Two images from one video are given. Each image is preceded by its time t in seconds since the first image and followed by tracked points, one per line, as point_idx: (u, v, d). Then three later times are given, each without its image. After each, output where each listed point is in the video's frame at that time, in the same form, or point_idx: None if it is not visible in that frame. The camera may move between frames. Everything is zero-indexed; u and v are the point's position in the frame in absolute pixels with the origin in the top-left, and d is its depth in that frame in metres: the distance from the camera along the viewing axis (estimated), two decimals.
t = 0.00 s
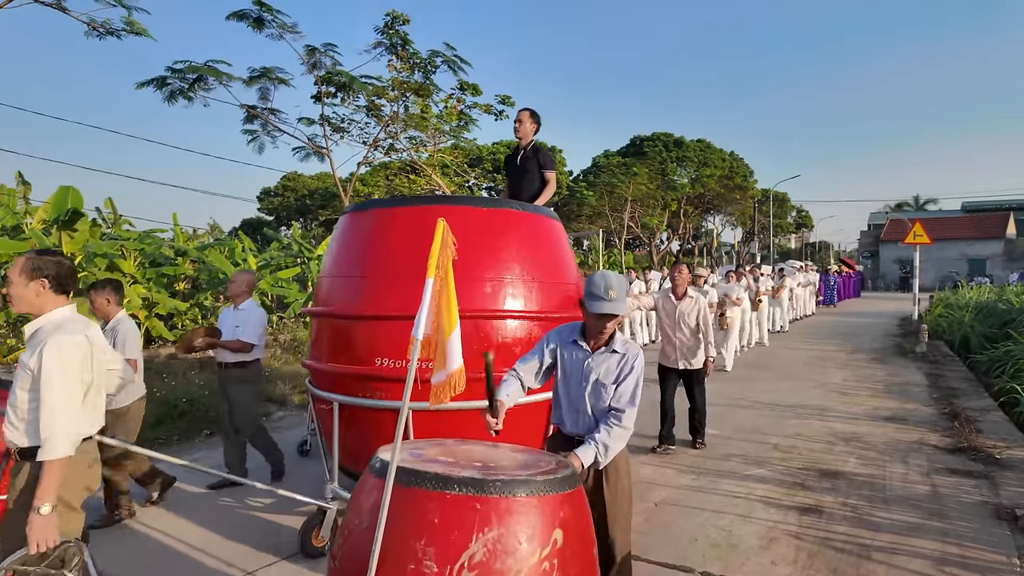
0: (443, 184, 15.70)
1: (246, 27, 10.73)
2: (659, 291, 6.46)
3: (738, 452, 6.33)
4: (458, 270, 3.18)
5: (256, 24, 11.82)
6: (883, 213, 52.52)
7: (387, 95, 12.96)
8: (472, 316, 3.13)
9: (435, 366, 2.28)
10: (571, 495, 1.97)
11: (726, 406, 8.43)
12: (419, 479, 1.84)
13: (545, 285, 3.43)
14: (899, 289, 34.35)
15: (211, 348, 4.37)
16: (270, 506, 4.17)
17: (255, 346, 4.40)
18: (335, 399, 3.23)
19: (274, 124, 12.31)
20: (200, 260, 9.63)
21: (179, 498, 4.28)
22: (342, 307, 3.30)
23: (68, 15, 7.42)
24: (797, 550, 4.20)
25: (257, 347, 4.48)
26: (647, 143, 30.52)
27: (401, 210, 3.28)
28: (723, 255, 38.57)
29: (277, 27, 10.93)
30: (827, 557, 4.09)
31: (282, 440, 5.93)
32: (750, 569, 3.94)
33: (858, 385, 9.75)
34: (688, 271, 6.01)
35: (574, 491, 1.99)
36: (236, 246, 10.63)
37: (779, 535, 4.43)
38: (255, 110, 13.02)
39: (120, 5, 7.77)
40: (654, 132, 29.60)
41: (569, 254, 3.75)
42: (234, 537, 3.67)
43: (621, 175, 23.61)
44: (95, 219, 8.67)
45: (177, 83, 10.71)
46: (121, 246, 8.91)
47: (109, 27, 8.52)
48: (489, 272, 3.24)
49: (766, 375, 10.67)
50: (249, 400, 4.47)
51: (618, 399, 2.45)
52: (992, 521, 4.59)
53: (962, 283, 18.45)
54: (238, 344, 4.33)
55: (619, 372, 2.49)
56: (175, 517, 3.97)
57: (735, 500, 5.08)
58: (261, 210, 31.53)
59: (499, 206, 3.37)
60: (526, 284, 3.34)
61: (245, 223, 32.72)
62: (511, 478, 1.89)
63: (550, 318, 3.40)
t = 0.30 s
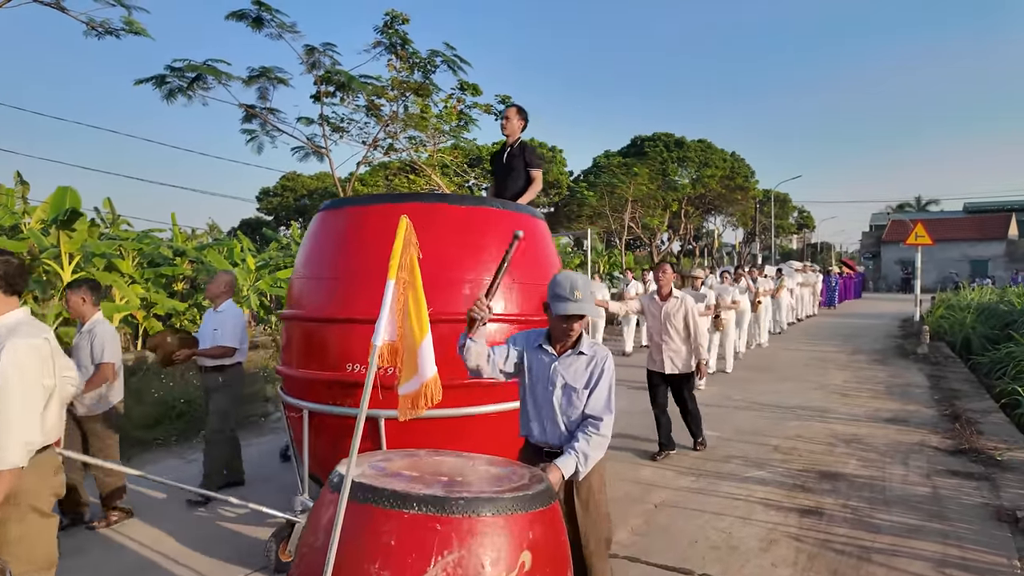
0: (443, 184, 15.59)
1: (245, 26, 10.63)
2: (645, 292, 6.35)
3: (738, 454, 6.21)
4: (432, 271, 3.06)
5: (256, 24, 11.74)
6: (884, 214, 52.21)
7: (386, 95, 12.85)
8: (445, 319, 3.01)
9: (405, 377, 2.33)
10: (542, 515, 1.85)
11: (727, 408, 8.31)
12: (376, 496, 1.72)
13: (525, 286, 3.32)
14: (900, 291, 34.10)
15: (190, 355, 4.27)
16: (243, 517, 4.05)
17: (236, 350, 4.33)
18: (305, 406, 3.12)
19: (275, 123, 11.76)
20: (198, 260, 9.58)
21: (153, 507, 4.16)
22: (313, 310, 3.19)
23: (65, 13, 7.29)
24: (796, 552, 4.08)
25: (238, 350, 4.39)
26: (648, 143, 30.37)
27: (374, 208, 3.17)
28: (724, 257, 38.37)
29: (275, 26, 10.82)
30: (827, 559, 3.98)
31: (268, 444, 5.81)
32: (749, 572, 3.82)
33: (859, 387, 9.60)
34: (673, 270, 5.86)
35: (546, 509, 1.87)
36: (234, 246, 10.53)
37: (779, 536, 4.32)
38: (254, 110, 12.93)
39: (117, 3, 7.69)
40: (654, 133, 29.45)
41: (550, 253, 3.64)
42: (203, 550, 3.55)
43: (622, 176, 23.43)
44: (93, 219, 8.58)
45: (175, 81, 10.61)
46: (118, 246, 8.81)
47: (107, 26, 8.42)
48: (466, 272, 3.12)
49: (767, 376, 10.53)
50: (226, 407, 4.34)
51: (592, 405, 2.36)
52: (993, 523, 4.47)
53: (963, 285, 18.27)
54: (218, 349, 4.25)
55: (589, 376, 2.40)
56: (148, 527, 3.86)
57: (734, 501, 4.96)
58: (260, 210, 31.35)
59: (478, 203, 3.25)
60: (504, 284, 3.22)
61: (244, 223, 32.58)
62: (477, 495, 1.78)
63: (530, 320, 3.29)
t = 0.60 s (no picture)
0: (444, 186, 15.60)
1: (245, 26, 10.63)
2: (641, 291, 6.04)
3: (739, 455, 6.23)
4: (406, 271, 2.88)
5: (257, 24, 11.77)
6: (884, 214, 52.26)
7: (386, 96, 12.87)
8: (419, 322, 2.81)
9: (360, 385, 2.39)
10: (507, 533, 1.79)
11: (728, 408, 8.33)
12: (328, 515, 1.69)
13: (508, 289, 3.12)
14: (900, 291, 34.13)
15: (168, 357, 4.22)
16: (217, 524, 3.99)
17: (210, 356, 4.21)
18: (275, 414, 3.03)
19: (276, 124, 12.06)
20: (198, 260, 9.57)
21: (133, 513, 4.12)
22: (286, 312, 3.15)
23: (67, 14, 7.29)
24: (797, 553, 4.10)
25: (213, 357, 4.25)
26: (647, 144, 30.42)
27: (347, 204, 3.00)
28: (723, 257, 38.37)
29: (276, 27, 10.86)
30: (827, 560, 3.99)
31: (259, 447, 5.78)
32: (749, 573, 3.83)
33: (858, 387, 9.63)
34: (662, 269, 5.52)
35: (512, 528, 1.81)
36: (234, 246, 10.54)
37: (779, 537, 4.33)
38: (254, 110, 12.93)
39: (117, 3, 7.70)
40: (654, 134, 29.48)
41: (538, 255, 3.45)
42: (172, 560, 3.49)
43: (622, 177, 23.41)
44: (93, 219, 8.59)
45: (176, 82, 10.61)
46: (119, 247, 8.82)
47: (108, 27, 8.42)
48: (443, 273, 2.93)
49: (767, 377, 10.55)
50: (203, 415, 4.26)
51: (566, 409, 2.24)
52: (992, 523, 4.49)
53: (962, 286, 18.32)
54: (191, 354, 4.15)
55: (563, 379, 2.28)
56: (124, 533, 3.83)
57: (734, 502, 4.98)
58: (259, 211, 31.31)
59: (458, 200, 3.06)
60: (485, 286, 3.03)
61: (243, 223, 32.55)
62: (434, 513, 1.73)
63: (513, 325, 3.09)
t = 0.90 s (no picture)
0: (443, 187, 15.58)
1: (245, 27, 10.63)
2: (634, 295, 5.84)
3: (738, 455, 6.22)
4: (385, 272, 2.83)
5: (256, 25, 11.76)
6: (883, 215, 52.24)
7: (386, 96, 12.86)
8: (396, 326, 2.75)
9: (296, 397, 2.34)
10: (468, 553, 1.71)
11: (727, 409, 8.32)
12: (275, 534, 1.61)
13: (489, 290, 3.08)
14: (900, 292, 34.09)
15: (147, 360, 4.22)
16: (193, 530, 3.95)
17: (188, 359, 4.20)
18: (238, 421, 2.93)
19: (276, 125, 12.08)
20: (198, 261, 9.49)
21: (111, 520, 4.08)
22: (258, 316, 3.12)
23: (67, 14, 7.29)
24: (796, 553, 4.09)
25: (192, 360, 4.24)
26: (647, 145, 30.44)
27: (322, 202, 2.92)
28: (723, 258, 38.32)
29: (276, 27, 10.85)
30: (827, 561, 3.98)
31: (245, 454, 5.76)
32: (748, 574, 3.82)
33: (858, 388, 9.62)
34: (659, 273, 5.32)
35: (474, 548, 1.73)
36: (233, 246, 10.52)
37: (779, 538, 4.32)
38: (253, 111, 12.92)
39: (116, 3, 7.70)
40: (654, 135, 29.47)
41: (520, 253, 3.42)
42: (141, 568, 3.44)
43: (622, 178, 23.38)
44: (93, 219, 8.59)
45: (176, 82, 10.60)
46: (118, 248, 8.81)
47: (107, 27, 8.43)
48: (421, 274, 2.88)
49: (768, 377, 10.55)
50: (185, 418, 4.27)
51: (548, 424, 2.17)
52: (992, 524, 4.48)
53: (962, 287, 18.31)
54: (168, 357, 4.13)
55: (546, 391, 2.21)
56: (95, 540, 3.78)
57: (734, 503, 4.96)
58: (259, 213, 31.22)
59: (438, 200, 3.01)
60: (465, 288, 2.99)
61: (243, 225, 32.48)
62: (388, 532, 1.64)
63: (492, 326, 3.06)
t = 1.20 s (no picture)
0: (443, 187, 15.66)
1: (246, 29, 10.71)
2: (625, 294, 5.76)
3: (737, 455, 6.31)
4: (357, 274, 2.64)
5: (257, 25, 11.85)
6: (883, 216, 52.27)
7: (386, 98, 12.95)
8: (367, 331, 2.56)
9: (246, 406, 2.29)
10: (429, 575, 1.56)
11: (727, 409, 8.42)
12: (217, 554, 1.48)
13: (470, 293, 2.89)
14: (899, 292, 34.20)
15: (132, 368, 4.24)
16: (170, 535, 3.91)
17: (173, 364, 4.20)
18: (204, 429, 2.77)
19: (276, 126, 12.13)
20: (199, 262, 9.53)
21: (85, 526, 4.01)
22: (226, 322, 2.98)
23: (69, 17, 7.36)
24: (794, 553, 4.18)
25: (179, 363, 4.24)
26: (646, 146, 30.58)
27: (291, 199, 2.72)
28: (723, 258, 38.41)
29: (278, 29, 10.94)
30: (826, 560, 4.08)
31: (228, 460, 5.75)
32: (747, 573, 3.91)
33: (857, 388, 9.73)
34: (652, 272, 5.23)
35: (435, 568, 1.58)
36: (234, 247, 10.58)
37: (778, 537, 4.42)
38: (253, 112, 12.98)
39: (118, 6, 7.77)
40: (653, 136, 29.57)
41: (506, 256, 3.23)
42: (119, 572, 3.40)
43: (621, 179, 23.44)
44: (94, 221, 8.68)
45: (176, 84, 10.68)
46: (119, 249, 8.88)
47: (108, 29, 8.51)
48: (397, 275, 2.69)
49: (766, 378, 10.64)
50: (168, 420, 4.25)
51: (526, 431, 2.04)
52: (990, 524, 4.57)
53: (960, 287, 18.41)
54: (155, 362, 4.13)
55: (525, 396, 2.07)
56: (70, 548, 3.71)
57: (733, 503, 5.05)
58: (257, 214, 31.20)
59: (417, 198, 2.82)
60: (444, 291, 2.80)
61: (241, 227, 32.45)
62: (339, 549, 1.51)
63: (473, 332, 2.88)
